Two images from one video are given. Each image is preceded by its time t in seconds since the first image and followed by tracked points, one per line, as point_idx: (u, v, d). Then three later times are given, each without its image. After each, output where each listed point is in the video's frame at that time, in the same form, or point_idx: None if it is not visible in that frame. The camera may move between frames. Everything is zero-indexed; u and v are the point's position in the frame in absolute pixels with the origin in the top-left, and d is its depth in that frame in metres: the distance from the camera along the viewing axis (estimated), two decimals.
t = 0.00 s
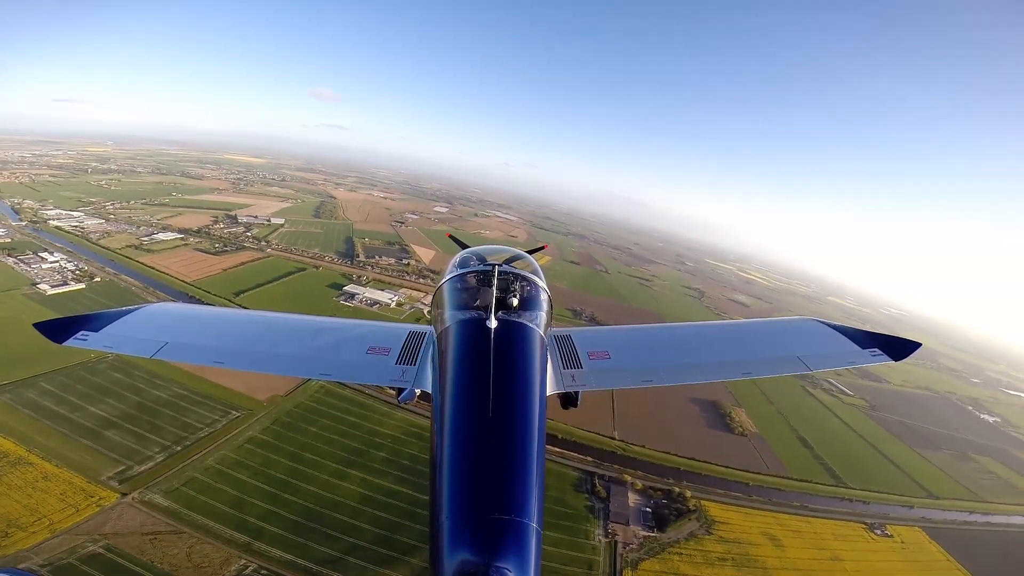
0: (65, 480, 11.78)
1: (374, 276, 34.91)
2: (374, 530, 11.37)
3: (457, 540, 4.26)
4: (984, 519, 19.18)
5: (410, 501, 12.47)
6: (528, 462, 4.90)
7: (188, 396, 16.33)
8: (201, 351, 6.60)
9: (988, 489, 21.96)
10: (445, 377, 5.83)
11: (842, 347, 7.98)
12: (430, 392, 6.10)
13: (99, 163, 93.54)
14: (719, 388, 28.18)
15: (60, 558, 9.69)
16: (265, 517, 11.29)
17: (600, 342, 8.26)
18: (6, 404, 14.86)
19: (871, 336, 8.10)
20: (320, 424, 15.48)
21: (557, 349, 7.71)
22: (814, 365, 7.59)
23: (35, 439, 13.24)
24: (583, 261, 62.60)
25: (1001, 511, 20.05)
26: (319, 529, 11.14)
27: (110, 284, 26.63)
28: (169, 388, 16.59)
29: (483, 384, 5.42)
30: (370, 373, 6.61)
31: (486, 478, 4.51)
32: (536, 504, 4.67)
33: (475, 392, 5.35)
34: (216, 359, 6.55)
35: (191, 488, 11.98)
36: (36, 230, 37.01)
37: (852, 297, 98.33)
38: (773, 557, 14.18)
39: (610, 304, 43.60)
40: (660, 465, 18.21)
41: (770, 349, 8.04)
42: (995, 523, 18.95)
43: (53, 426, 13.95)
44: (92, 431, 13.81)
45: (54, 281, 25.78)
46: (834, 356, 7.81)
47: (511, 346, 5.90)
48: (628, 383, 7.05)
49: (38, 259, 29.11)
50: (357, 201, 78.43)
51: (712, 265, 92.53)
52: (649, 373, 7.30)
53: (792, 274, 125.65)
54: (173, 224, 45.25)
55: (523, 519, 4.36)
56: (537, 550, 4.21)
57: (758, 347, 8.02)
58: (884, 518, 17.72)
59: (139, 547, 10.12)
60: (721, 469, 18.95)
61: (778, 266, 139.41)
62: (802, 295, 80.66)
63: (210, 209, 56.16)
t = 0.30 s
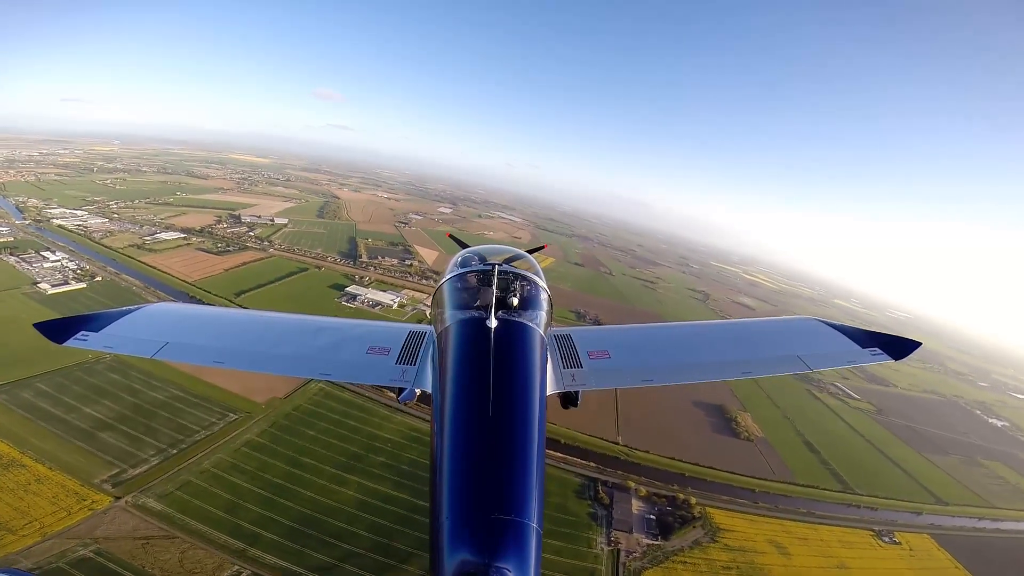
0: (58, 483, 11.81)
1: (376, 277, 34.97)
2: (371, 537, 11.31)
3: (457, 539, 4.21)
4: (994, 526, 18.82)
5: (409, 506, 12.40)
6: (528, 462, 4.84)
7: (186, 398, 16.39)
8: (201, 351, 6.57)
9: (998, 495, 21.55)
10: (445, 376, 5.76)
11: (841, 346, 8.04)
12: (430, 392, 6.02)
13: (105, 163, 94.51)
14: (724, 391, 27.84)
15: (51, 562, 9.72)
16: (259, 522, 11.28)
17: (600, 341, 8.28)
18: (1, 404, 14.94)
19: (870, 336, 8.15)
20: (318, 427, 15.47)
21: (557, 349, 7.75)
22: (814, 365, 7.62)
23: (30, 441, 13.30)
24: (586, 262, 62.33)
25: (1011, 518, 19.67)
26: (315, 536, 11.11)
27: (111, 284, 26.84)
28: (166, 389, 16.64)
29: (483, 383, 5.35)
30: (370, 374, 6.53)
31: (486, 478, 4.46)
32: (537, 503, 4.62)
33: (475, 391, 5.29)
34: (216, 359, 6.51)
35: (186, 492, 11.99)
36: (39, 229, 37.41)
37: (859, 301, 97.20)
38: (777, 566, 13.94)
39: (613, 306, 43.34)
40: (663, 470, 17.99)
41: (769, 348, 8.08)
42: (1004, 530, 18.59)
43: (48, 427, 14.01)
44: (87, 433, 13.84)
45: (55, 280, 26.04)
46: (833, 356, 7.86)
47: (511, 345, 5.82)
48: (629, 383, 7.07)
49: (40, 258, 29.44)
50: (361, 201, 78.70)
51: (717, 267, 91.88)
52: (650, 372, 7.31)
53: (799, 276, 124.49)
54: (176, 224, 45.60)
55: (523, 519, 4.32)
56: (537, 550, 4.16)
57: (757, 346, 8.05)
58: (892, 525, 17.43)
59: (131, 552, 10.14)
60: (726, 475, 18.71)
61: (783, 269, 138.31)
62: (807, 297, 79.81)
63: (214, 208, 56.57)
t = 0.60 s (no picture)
0: (49, 487, 11.80)
1: (377, 279, 34.97)
2: (368, 543, 11.26)
3: (457, 539, 4.13)
4: (1001, 531, 18.54)
5: (407, 513, 12.30)
6: (528, 461, 4.78)
7: (183, 400, 16.37)
8: (201, 350, 6.52)
9: (1004, 500, 21.26)
10: (445, 375, 5.70)
11: (840, 346, 7.98)
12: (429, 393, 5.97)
13: (107, 163, 94.99)
14: (727, 394, 27.59)
15: (40, 566, 9.72)
16: (253, 528, 11.22)
17: (600, 342, 8.22)
18: None
19: (869, 336, 8.10)
20: (315, 431, 15.44)
21: (557, 349, 7.70)
22: (813, 365, 7.56)
23: (21, 443, 13.27)
24: (587, 265, 62.15)
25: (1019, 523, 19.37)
26: (310, 542, 11.05)
27: (108, 285, 26.94)
28: (161, 392, 16.63)
29: (483, 383, 5.29)
30: (369, 373, 6.48)
31: (486, 478, 4.40)
32: (537, 504, 4.55)
33: (475, 391, 5.22)
34: (216, 359, 6.46)
35: (179, 496, 11.94)
36: (38, 229, 37.66)
37: (863, 304, 96.49)
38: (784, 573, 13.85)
39: (614, 309, 43.14)
40: (665, 476, 17.81)
41: (769, 349, 8.02)
42: (1011, 535, 18.29)
43: (40, 429, 14.01)
44: (79, 436, 13.81)
45: (52, 281, 26.17)
46: (832, 355, 7.80)
47: (512, 344, 5.76)
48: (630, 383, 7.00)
49: (38, 259, 29.63)
50: (362, 203, 78.85)
51: (719, 269, 91.51)
52: (651, 372, 7.25)
53: (803, 279, 123.88)
54: (177, 224, 45.83)
55: (523, 519, 4.26)
56: (537, 550, 4.09)
57: (757, 347, 7.99)
58: (899, 531, 17.20)
59: (121, 557, 10.12)
60: (729, 480, 18.49)
61: (786, 272, 137.53)
62: (811, 301, 79.29)
63: (215, 209, 56.85)
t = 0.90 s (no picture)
0: (50, 492, 11.82)
1: (381, 281, 34.99)
2: (371, 550, 11.18)
3: (456, 539, 4.13)
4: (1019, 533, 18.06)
5: (411, 519, 12.21)
6: (528, 460, 4.77)
7: (186, 405, 16.40)
8: (201, 350, 6.46)
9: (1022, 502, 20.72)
10: (445, 374, 5.65)
11: (841, 345, 7.84)
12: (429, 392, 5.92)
13: (113, 167, 95.86)
14: (736, 395, 27.20)
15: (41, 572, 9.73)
16: (255, 534, 11.22)
17: (600, 341, 8.13)
18: None
19: (871, 335, 7.92)
20: (318, 436, 15.40)
21: (557, 348, 7.65)
22: (813, 365, 7.44)
23: (23, 448, 13.31)
24: (593, 264, 61.73)
25: None
26: (312, 549, 11.00)
27: (113, 289, 27.16)
28: (164, 396, 16.68)
29: (484, 382, 5.25)
30: (369, 373, 6.42)
31: (487, 479, 4.38)
32: (537, 503, 4.56)
33: (474, 391, 5.18)
34: (216, 359, 6.39)
35: (180, 503, 11.94)
36: (44, 233, 38.09)
37: (873, 302, 95.00)
38: None
39: (619, 309, 42.80)
40: (673, 479, 17.57)
41: (768, 348, 7.90)
42: None
43: (43, 434, 14.06)
44: (81, 441, 13.85)
45: (57, 285, 26.41)
46: (832, 355, 7.68)
47: (512, 343, 5.71)
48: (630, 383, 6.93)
49: (44, 263, 29.96)
50: (367, 205, 79.17)
51: (726, 268, 90.61)
52: (650, 372, 7.19)
53: (811, 277, 122.30)
54: (181, 227, 46.17)
55: (523, 519, 4.25)
56: (537, 549, 4.11)
57: (756, 346, 7.88)
58: (914, 534, 16.85)
59: (121, 563, 10.11)
60: (739, 483, 18.19)
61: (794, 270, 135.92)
62: (820, 299, 78.24)
63: (220, 212, 57.25)
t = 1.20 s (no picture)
0: (53, 498, 11.90)
1: (387, 283, 35.05)
2: (375, 558, 11.10)
3: (456, 539, 4.09)
4: None
5: (416, 527, 12.10)
6: (528, 459, 4.73)
7: (190, 410, 16.45)
8: (201, 351, 6.39)
9: None
10: (445, 372, 5.59)
11: (841, 345, 7.70)
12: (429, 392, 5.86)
13: (122, 170, 97.17)
14: (747, 398, 26.75)
15: None
16: (258, 541, 11.20)
17: (601, 341, 8.00)
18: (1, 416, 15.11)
19: (871, 336, 7.76)
20: (323, 441, 15.37)
21: (557, 348, 7.51)
22: (814, 365, 7.30)
23: (27, 454, 13.41)
24: (599, 265, 61.33)
25: None
26: (316, 557, 10.96)
27: (119, 293, 27.46)
28: (168, 401, 16.76)
29: (483, 381, 5.19)
30: (369, 373, 6.36)
31: (487, 478, 4.33)
32: (537, 502, 4.51)
33: (474, 389, 5.12)
34: (216, 359, 6.33)
35: (183, 509, 11.93)
36: (53, 237, 38.69)
37: (886, 302, 93.34)
38: None
39: (625, 310, 42.42)
40: (683, 483, 17.28)
41: (767, 348, 7.77)
42: None
43: (47, 440, 14.15)
44: (85, 446, 13.92)
45: (64, 289, 26.75)
46: (831, 356, 7.54)
47: (512, 341, 5.64)
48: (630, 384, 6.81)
49: (51, 267, 30.36)
50: (373, 207, 79.59)
51: (735, 268, 89.65)
52: (651, 372, 7.06)
53: (822, 277, 120.53)
54: (188, 230, 46.63)
55: (523, 518, 4.21)
56: (538, 549, 4.06)
57: (756, 346, 7.75)
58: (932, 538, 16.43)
59: (122, 570, 10.12)
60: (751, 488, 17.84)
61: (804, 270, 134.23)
62: (831, 298, 77.05)
63: (227, 215, 57.82)
